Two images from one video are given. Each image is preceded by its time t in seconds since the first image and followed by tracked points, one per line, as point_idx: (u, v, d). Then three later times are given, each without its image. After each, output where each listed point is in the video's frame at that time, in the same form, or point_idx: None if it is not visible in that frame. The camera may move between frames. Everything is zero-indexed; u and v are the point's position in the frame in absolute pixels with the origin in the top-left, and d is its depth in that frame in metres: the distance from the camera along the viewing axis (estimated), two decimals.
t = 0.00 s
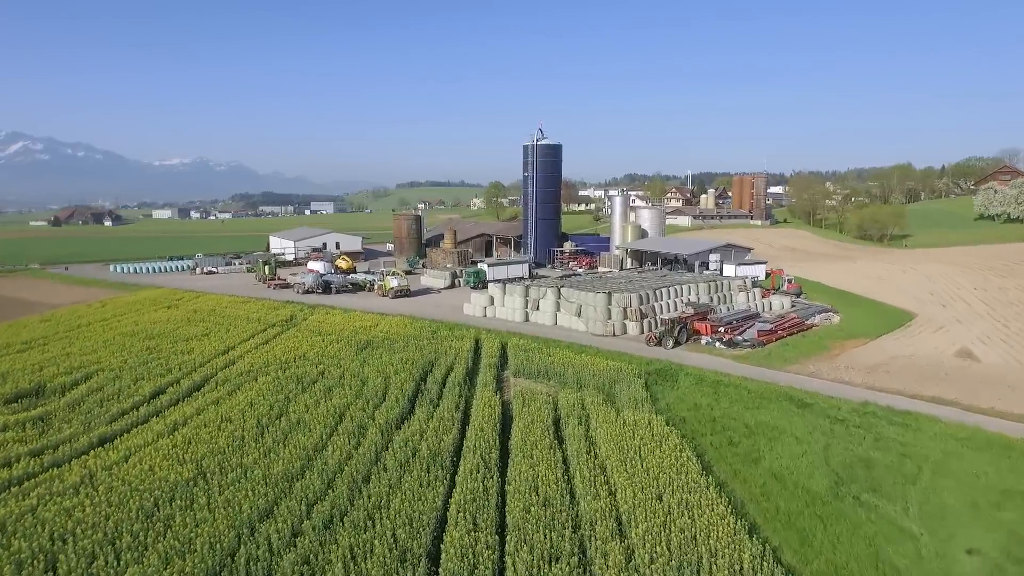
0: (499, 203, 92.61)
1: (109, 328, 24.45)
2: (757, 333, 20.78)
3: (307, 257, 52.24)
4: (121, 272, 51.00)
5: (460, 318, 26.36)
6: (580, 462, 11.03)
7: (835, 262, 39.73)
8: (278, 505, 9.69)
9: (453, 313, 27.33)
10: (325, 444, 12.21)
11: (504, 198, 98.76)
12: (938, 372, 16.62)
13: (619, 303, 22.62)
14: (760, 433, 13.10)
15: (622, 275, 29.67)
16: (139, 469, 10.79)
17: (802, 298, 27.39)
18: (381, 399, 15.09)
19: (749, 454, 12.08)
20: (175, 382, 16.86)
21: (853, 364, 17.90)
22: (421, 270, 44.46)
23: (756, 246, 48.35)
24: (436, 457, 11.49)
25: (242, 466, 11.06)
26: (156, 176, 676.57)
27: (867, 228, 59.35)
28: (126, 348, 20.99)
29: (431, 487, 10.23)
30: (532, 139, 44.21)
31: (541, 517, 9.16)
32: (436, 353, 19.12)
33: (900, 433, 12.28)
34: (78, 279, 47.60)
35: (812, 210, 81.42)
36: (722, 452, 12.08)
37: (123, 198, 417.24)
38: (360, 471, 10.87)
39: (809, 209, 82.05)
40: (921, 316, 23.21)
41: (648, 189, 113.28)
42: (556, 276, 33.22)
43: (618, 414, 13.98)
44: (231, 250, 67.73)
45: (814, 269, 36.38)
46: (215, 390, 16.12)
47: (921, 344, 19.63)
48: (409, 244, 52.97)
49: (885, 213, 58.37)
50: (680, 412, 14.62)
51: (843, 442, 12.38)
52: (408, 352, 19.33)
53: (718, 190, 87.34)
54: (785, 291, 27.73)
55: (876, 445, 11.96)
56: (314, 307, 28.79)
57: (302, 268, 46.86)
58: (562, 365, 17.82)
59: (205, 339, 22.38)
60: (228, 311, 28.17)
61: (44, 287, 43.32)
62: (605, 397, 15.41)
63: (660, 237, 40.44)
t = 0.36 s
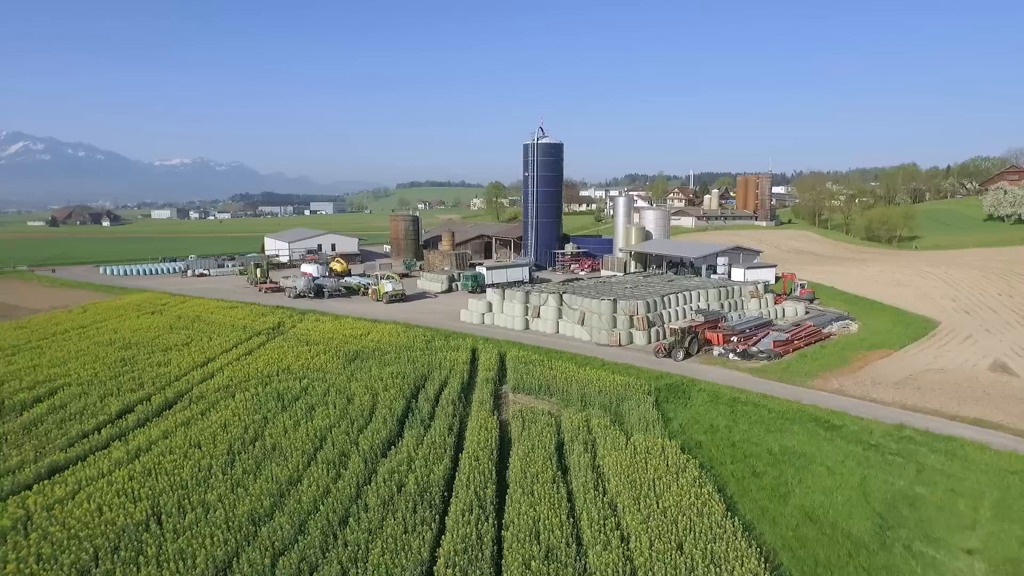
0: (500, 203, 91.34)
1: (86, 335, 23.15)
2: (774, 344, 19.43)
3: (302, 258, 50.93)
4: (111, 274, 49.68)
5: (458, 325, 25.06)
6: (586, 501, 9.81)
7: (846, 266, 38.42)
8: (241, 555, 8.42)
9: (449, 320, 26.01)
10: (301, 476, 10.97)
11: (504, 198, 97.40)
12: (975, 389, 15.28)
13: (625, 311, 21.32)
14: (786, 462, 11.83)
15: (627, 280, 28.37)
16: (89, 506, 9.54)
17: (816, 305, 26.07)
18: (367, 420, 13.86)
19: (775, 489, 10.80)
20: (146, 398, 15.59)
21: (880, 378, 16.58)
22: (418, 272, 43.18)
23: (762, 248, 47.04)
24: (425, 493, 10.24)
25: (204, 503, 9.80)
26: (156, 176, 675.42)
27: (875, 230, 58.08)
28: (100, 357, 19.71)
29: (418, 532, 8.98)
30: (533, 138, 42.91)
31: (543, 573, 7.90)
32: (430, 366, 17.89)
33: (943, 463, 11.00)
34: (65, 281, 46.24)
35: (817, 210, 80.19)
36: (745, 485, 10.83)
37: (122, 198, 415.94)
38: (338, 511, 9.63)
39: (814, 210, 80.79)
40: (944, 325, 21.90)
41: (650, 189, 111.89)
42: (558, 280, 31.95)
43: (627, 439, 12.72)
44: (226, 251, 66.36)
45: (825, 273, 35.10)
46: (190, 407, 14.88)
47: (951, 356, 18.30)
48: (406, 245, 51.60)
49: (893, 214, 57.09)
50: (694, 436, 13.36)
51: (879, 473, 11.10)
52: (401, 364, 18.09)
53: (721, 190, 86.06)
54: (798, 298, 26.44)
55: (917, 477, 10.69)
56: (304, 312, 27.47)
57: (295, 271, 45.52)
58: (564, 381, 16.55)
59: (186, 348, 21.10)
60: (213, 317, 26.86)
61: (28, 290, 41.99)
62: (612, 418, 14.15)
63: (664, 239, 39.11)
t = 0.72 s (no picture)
0: (499, 203, 90.04)
1: (59, 343, 21.82)
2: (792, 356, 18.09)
3: (296, 260, 49.64)
4: (99, 277, 48.34)
5: (454, 332, 23.76)
6: (595, 552, 8.53)
7: (857, 269, 37.14)
8: None
9: (445, 328, 24.67)
10: (272, 516, 9.70)
11: (504, 199, 96.13)
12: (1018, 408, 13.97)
13: (632, 319, 20.02)
14: (818, 497, 10.53)
15: (633, 285, 27.07)
16: (18, 562, 8.19)
17: (831, 312, 24.76)
18: (350, 445, 12.61)
19: (810, 534, 9.50)
20: (111, 415, 14.27)
21: (910, 394, 15.24)
22: (414, 275, 41.90)
23: (769, 250, 45.73)
24: (409, 540, 8.93)
25: (156, 553, 8.51)
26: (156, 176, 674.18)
27: (883, 231, 56.84)
28: (69, 368, 18.38)
29: None
30: (533, 136, 41.60)
31: None
32: (422, 381, 16.60)
33: (999, 502, 9.72)
34: (50, 283, 44.89)
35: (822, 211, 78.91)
36: (775, 528, 9.54)
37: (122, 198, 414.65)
38: (309, 563, 8.36)
39: (819, 210, 79.52)
40: (971, 334, 20.60)
41: (652, 190, 110.59)
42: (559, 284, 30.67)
43: (638, 468, 11.45)
44: (219, 252, 64.98)
45: (836, 277, 33.81)
46: (159, 428, 13.50)
47: (984, 369, 16.99)
48: (403, 247, 50.29)
49: (902, 215, 55.82)
50: (712, 464, 12.07)
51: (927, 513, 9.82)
52: (391, 379, 16.77)
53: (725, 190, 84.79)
54: (811, 304, 25.16)
55: (972, 520, 9.41)
56: (293, 319, 26.14)
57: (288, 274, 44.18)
58: (567, 398, 15.26)
59: (163, 358, 19.81)
60: (197, 324, 25.54)
61: (12, 292, 40.65)
62: (620, 442, 12.87)
63: (669, 241, 37.80)
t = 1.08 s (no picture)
0: (500, 203, 88.74)
1: (28, 353, 20.46)
2: (813, 369, 16.71)
3: (290, 263, 48.30)
4: (88, 279, 46.99)
5: (449, 341, 22.42)
6: None
7: (870, 272, 35.77)
8: None
9: (440, 335, 23.30)
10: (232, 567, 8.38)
11: (504, 199, 94.84)
12: None
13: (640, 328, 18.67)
14: (862, 543, 9.18)
15: (638, 290, 25.74)
16: None
17: (849, 320, 23.37)
18: (329, 475, 11.30)
19: None
20: (67, 435, 12.90)
21: (947, 414, 13.85)
22: (411, 278, 40.57)
23: (778, 253, 44.37)
24: None
25: None
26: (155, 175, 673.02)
27: (892, 232, 55.50)
28: (33, 381, 17.02)
29: None
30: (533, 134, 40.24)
31: None
32: (413, 399, 15.27)
33: None
34: (36, 286, 43.53)
35: (828, 212, 77.56)
36: None
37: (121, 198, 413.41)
38: None
39: (825, 211, 78.18)
40: (1002, 345, 19.23)
41: (654, 190, 109.25)
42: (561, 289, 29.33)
43: (653, 506, 10.12)
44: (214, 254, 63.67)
45: (849, 280, 32.46)
46: (118, 452, 12.15)
47: None
48: (400, 248, 48.96)
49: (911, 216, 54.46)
50: (735, 499, 10.73)
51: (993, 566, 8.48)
52: (379, 396, 15.44)
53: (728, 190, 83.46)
54: (828, 311, 23.78)
55: None
56: (280, 326, 24.80)
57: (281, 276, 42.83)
58: (571, 419, 13.96)
59: (137, 369, 18.46)
60: (178, 331, 24.19)
61: None
62: (631, 471, 11.56)
63: (674, 243, 36.46)
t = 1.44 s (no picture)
0: (500, 204, 87.46)
1: None
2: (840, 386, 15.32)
3: (284, 265, 46.94)
4: (74, 282, 45.63)
5: (444, 351, 21.07)
6: None
7: (884, 276, 34.43)
8: None
9: (434, 345, 21.92)
10: None
11: (505, 199, 93.59)
12: None
13: (650, 339, 17.32)
14: None
15: (644, 295, 24.38)
16: None
17: (871, 328, 21.98)
18: (303, 514, 10.00)
19: None
20: (14, 462, 11.55)
21: (992, 439, 12.51)
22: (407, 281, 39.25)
23: (786, 256, 43.02)
24: None
25: None
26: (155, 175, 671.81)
27: (902, 233, 54.23)
28: None
29: None
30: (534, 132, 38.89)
31: None
32: (402, 421, 13.94)
33: None
34: (20, 290, 42.12)
35: (834, 212, 76.33)
36: None
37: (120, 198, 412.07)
38: None
39: (831, 211, 76.95)
40: None
41: (656, 190, 107.95)
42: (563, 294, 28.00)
43: (672, 556, 8.80)
44: (207, 255, 62.26)
45: (864, 285, 31.10)
46: (67, 484, 10.80)
47: None
48: (397, 250, 47.60)
49: (921, 217, 53.19)
50: (765, 545, 9.41)
51: None
52: (365, 417, 14.11)
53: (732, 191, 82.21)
54: (847, 319, 22.41)
55: None
56: (266, 334, 23.44)
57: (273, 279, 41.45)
58: (576, 445, 12.65)
59: (106, 384, 17.11)
60: (157, 340, 22.85)
61: None
62: (644, 509, 10.25)
63: (680, 245, 35.11)
